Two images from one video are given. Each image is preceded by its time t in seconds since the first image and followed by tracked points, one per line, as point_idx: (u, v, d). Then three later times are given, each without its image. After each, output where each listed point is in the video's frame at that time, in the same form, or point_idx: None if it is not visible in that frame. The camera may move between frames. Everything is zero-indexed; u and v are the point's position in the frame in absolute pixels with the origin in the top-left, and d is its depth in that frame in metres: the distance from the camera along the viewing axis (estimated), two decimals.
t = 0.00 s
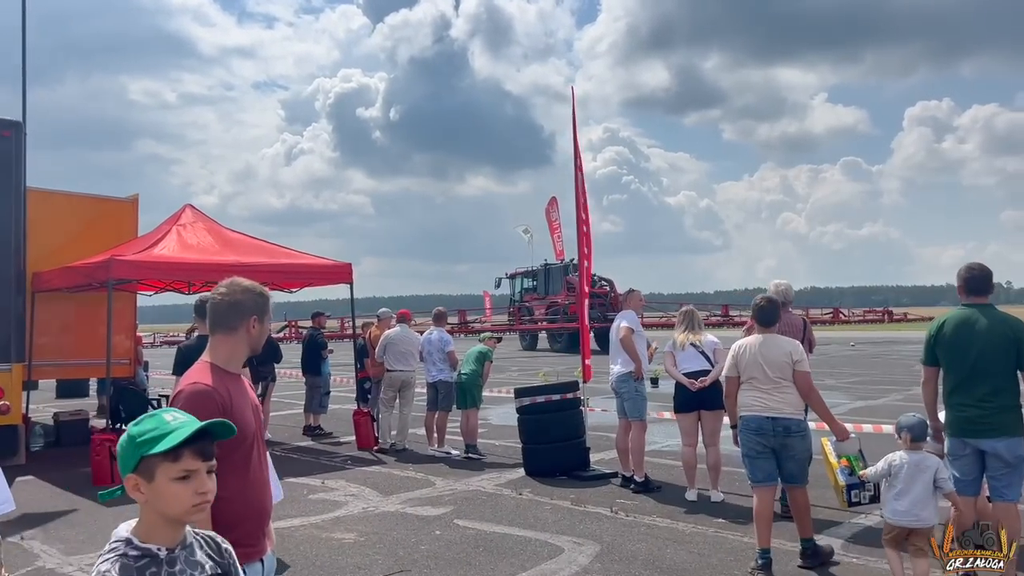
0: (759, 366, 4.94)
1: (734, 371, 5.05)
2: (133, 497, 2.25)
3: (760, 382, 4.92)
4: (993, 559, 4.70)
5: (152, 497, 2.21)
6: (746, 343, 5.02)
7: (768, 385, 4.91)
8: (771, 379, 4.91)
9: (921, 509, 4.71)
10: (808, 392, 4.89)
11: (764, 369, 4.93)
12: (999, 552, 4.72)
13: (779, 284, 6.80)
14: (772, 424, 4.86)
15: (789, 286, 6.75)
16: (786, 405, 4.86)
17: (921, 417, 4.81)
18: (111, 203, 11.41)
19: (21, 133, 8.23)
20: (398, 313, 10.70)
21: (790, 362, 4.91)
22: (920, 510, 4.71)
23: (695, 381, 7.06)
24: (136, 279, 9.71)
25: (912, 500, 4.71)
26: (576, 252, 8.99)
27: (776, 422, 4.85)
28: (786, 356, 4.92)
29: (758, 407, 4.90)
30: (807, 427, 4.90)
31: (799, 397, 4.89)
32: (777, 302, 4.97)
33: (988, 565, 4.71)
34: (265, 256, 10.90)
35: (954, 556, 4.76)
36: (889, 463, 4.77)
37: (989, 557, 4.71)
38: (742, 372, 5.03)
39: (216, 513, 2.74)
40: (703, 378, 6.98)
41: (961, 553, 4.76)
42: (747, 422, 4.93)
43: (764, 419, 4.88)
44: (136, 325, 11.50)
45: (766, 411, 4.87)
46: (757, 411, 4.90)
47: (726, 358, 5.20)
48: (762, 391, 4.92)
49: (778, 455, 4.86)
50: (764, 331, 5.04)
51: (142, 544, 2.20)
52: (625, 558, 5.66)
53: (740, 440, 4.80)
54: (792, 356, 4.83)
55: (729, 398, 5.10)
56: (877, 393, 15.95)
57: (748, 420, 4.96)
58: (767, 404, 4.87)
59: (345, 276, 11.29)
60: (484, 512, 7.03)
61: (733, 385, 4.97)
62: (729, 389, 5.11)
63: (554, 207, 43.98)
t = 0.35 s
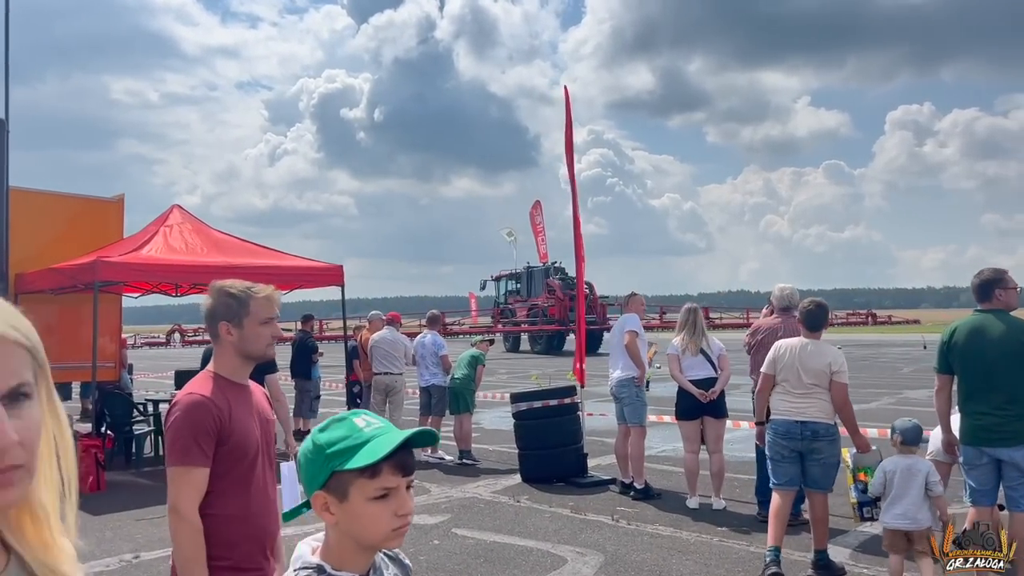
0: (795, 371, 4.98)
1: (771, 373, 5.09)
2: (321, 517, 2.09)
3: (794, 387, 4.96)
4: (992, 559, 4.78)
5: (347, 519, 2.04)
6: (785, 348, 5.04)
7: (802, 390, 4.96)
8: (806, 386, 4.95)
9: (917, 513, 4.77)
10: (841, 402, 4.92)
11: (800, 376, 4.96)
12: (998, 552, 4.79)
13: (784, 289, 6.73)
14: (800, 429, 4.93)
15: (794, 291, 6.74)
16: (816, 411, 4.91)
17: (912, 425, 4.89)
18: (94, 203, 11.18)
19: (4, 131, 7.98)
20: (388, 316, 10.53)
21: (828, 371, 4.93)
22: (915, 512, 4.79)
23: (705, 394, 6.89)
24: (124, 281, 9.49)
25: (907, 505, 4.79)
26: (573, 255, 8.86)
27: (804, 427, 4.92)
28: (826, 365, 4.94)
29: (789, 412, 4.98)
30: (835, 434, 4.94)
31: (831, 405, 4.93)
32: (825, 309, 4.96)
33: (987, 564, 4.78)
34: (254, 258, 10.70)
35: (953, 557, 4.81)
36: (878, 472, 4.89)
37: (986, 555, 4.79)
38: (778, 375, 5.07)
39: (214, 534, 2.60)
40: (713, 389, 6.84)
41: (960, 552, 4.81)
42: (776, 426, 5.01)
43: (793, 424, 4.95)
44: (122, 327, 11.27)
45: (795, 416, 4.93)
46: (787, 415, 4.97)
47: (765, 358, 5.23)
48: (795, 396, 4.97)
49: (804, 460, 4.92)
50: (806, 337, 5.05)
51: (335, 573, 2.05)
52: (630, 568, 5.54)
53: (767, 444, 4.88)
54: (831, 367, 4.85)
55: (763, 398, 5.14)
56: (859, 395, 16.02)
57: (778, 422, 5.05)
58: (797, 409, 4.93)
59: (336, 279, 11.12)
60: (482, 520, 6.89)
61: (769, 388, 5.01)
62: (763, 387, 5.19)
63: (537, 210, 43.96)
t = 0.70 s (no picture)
0: (815, 369, 4.98)
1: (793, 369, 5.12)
2: (593, 535, 2.49)
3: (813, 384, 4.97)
4: (992, 560, 4.63)
5: (627, 536, 2.42)
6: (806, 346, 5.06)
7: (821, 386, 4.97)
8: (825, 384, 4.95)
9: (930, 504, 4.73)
10: (862, 402, 4.88)
11: (820, 373, 4.96)
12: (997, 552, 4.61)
13: (784, 286, 6.70)
14: (814, 426, 4.96)
15: (795, 288, 6.69)
16: (833, 409, 4.91)
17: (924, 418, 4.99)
18: (72, 198, 10.88)
19: None
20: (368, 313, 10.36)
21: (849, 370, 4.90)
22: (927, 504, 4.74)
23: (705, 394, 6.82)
24: (106, 278, 9.26)
25: (920, 497, 4.73)
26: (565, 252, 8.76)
27: (818, 424, 4.94)
28: (846, 364, 4.91)
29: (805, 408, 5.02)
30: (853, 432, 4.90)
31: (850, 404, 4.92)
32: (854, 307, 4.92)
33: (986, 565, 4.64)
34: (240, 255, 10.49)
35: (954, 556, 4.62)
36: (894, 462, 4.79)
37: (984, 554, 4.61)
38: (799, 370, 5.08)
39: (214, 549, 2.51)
40: (714, 390, 6.77)
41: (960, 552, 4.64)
42: (794, 423, 5.06)
43: (808, 421, 4.99)
44: (103, 326, 11.04)
45: (810, 414, 4.96)
46: (803, 412, 5.01)
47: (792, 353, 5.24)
48: (814, 392, 4.99)
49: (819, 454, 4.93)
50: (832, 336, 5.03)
51: None
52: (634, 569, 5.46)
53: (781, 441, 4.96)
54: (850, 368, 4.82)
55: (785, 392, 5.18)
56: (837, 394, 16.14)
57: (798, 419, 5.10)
58: (813, 405, 4.95)
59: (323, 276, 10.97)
60: (479, 522, 6.78)
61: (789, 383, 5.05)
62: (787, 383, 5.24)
63: (515, 210, 43.98)
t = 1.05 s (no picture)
0: (819, 367, 5.08)
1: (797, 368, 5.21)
2: None
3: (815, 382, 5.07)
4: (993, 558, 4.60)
5: None
6: (811, 346, 5.15)
7: (826, 386, 5.07)
8: (830, 382, 5.04)
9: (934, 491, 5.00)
10: (869, 400, 4.98)
11: (824, 372, 5.06)
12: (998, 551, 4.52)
13: (780, 284, 6.66)
14: (820, 424, 5.05)
15: (791, 286, 6.67)
16: (836, 406, 5.00)
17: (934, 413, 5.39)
18: (38, 190, 10.54)
19: None
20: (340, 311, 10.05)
21: (856, 370, 5.01)
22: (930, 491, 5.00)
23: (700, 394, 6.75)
24: (78, 275, 8.95)
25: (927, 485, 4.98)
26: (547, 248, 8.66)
27: (823, 422, 5.02)
28: (852, 365, 5.02)
29: (811, 407, 5.12)
30: (858, 428, 4.97)
31: (855, 401, 5.00)
32: (858, 307, 5.02)
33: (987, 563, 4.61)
34: (216, 251, 10.23)
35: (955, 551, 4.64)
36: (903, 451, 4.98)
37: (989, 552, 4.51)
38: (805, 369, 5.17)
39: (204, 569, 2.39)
40: (708, 390, 6.69)
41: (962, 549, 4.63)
42: (801, 421, 5.17)
43: (814, 420, 5.09)
44: (72, 323, 10.71)
45: (816, 412, 5.06)
46: (809, 411, 5.10)
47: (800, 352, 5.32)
48: (818, 391, 5.08)
49: (827, 452, 5.03)
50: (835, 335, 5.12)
51: None
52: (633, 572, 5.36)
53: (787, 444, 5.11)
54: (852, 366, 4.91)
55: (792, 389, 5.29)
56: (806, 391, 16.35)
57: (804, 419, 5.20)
58: (817, 404, 5.05)
59: (302, 273, 10.74)
60: (470, 524, 6.64)
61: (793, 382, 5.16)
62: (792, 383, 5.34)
63: (483, 210, 43.92)
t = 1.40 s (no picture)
0: (806, 359, 4.98)
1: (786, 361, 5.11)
2: None
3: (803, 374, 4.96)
4: (993, 561, 4.64)
5: None
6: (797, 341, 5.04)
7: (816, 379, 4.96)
8: (818, 374, 4.93)
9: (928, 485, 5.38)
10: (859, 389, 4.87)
11: (811, 364, 4.95)
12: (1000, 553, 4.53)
13: (767, 279, 6.58)
14: (810, 417, 4.92)
15: (778, 281, 6.59)
16: (825, 398, 4.88)
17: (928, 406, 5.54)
18: None
19: None
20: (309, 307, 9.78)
21: (844, 362, 4.91)
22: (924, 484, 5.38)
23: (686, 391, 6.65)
24: (37, 269, 8.58)
25: (922, 478, 5.37)
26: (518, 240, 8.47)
27: (813, 415, 4.90)
28: (840, 356, 4.91)
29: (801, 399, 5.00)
30: (848, 421, 4.81)
31: (845, 393, 4.87)
32: (840, 298, 4.94)
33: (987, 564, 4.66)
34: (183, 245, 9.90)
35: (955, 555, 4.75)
36: (896, 445, 5.41)
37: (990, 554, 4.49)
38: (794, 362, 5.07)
39: None
40: (694, 387, 6.60)
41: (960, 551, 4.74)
42: (792, 414, 5.06)
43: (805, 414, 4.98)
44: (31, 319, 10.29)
45: (805, 404, 4.93)
46: (800, 404, 4.98)
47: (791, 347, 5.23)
48: (807, 383, 4.96)
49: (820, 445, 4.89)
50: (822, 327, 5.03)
51: None
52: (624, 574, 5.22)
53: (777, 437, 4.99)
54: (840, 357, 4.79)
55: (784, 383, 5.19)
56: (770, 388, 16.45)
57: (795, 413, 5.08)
58: (807, 397, 4.93)
59: (272, 268, 10.46)
60: (452, 525, 6.45)
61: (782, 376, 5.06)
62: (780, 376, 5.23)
63: (447, 208, 43.64)
